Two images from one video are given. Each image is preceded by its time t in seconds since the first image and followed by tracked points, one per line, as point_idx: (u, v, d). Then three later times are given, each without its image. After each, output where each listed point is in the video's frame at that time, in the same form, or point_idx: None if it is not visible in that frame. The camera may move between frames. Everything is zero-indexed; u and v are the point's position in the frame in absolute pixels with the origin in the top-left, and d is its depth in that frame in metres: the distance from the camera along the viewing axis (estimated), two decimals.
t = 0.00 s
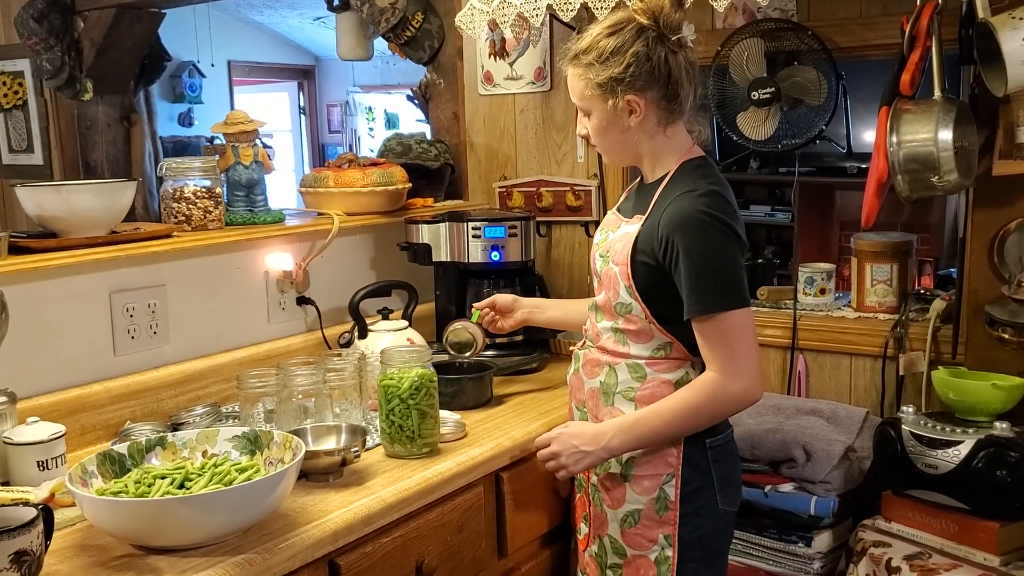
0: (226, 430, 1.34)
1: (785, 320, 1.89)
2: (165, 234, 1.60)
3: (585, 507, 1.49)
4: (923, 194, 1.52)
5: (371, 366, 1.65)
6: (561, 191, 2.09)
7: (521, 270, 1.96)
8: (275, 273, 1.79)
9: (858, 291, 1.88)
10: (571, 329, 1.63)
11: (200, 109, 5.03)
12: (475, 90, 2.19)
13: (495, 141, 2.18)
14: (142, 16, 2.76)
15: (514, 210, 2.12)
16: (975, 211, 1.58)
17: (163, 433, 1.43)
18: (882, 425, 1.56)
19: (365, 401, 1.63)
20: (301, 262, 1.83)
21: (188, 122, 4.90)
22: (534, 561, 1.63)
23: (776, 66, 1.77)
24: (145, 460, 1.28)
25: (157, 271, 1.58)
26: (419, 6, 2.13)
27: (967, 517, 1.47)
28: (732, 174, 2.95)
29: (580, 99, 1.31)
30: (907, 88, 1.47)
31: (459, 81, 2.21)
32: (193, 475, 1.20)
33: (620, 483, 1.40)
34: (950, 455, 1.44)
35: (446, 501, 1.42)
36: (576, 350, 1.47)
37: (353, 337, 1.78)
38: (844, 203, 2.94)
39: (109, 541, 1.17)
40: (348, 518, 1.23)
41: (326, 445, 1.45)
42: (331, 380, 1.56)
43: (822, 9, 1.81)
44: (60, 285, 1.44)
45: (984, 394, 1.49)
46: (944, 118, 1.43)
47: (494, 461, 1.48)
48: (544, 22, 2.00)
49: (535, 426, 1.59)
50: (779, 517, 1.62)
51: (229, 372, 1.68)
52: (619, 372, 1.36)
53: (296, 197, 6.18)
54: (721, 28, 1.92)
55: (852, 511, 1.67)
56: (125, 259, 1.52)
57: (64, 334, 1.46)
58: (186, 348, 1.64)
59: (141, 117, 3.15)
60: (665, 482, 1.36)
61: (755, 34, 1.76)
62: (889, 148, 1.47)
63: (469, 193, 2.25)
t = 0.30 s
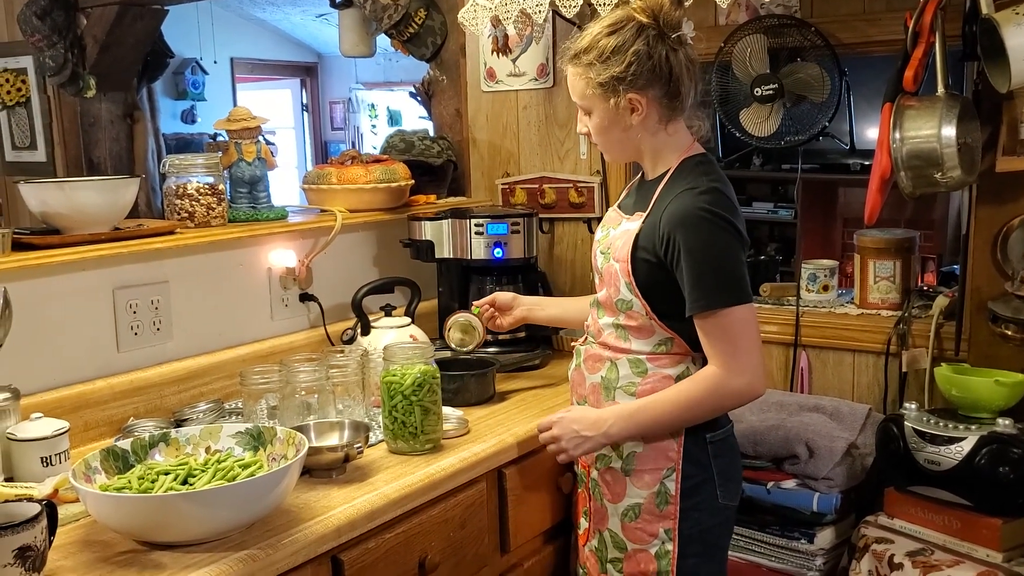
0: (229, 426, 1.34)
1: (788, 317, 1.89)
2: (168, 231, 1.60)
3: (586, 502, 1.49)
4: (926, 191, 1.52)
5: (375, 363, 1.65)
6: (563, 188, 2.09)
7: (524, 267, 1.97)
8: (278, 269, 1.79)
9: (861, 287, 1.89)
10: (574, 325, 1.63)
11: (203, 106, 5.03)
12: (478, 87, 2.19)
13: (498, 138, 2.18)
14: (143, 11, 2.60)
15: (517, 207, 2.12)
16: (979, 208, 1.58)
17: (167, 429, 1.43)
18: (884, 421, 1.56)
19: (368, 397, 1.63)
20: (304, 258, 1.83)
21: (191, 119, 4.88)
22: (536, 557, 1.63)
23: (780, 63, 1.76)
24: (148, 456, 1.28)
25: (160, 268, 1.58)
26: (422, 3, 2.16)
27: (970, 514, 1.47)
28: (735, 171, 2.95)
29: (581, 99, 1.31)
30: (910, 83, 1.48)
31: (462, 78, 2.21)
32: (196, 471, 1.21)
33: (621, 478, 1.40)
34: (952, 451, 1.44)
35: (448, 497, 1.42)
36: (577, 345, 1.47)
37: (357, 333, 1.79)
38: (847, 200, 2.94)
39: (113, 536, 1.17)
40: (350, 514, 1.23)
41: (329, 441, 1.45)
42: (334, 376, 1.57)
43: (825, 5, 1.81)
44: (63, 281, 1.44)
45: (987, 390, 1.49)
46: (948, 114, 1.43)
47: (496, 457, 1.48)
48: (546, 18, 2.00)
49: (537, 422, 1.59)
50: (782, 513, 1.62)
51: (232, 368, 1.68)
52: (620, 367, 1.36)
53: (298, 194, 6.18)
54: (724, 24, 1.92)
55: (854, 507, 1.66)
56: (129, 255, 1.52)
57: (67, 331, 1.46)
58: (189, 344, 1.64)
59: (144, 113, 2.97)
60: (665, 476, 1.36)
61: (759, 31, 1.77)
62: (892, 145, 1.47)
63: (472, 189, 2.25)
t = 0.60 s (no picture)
0: (231, 422, 1.35)
1: (789, 314, 1.89)
2: (169, 228, 1.60)
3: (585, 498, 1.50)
4: (928, 187, 1.52)
5: (375, 359, 1.66)
6: (564, 184, 2.09)
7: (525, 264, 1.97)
8: (279, 266, 1.79)
9: (862, 284, 1.88)
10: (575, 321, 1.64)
11: (204, 103, 5.01)
12: (479, 83, 2.18)
13: (499, 135, 2.18)
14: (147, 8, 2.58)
15: (518, 203, 2.12)
16: (980, 205, 1.58)
17: (168, 425, 1.44)
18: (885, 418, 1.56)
19: (370, 394, 1.63)
20: (305, 255, 1.83)
21: (192, 116, 4.87)
22: (537, 554, 1.63)
23: (781, 59, 1.76)
24: (150, 453, 1.29)
25: (162, 264, 1.58)
26: None
27: (970, 510, 1.47)
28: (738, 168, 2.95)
29: (578, 97, 1.31)
30: (911, 80, 1.48)
31: (463, 75, 2.21)
32: (198, 468, 1.21)
33: (620, 472, 1.41)
34: (954, 448, 1.44)
35: (450, 493, 1.42)
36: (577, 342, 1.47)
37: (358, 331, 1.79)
38: (849, 197, 2.94)
39: (115, 533, 1.17)
40: (351, 510, 1.24)
41: (330, 438, 1.45)
42: (335, 373, 1.57)
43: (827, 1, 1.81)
44: (65, 278, 1.44)
45: (988, 387, 1.49)
46: (949, 110, 1.43)
47: (497, 453, 1.48)
48: (547, 15, 2.00)
49: (539, 418, 1.59)
50: (783, 510, 1.62)
51: (233, 365, 1.68)
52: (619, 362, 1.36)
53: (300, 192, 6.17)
54: (726, 21, 1.92)
55: (856, 504, 1.66)
56: (130, 252, 1.52)
57: (69, 328, 1.46)
58: (191, 341, 1.64)
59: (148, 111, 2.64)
60: (664, 471, 1.37)
61: (761, 27, 1.77)
62: (894, 141, 1.47)
63: (473, 186, 2.25)
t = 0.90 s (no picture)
0: (233, 420, 1.35)
1: (791, 310, 1.88)
2: (171, 227, 1.61)
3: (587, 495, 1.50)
4: (929, 184, 1.52)
5: (378, 356, 1.66)
6: (566, 182, 2.09)
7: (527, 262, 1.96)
8: (281, 264, 1.79)
9: (864, 282, 1.88)
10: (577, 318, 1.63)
11: (206, 101, 5.01)
12: (480, 81, 2.18)
13: (501, 132, 2.18)
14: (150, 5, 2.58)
15: (520, 201, 2.12)
16: (981, 202, 1.58)
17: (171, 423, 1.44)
18: (888, 415, 1.56)
19: (372, 392, 1.64)
20: (307, 253, 1.84)
21: (196, 114, 4.88)
22: (540, 551, 1.63)
23: (782, 56, 1.76)
24: (152, 451, 1.29)
25: (164, 263, 1.58)
26: None
27: (972, 507, 1.47)
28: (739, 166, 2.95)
29: (581, 96, 1.31)
30: (913, 77, 1.48)
31: (465, 73, 2.21)
32: (200, 465, 1.21)
33: (624, 468, 1.41)
34: (956, 445, 1.44)
35: (453, 491, 1.42)
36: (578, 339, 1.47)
37: (359, 328, 1.81)
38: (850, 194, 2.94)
39: (118, 531, 1.17)
40: (355, 508, 1.24)
41: (333, 436, 1.45)
42: (337, 371, 1.57)
43: None
44: (67, 277, 1.45)
45: (989, 383, 1.49)
46: (950, 108, 1.43)
47: (499, 451, 1.48)
48: (548, 12, 1.99)
49: (542, 415, 1.60)
50: (785, 507, 1.62)
51: (236, 363, 1.69)
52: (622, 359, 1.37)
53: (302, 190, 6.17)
54: (727, 18, 1.92)
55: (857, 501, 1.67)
56: (133, 251, 1.52)
57: (71, 327, 1.46)
58: (193, 339, 1.64)
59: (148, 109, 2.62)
60: (668, 466, 1.38)
61: (761, 24, 1.77)
62: (895, 139, 1.47)
63: (475, 184, 2.25)
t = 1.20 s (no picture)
0: (238, 419, 1.35)
1: (794, 309, 1.88)
2: (175, 226, 1.61)
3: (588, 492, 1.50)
4: (932, 182, 1.52)
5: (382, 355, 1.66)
6: (570, 181, 2.09)
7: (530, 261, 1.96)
8: (285, 263, 1.79)
9: (868, 280, 1.88)
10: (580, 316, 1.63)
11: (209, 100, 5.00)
12: (483, 80, 2.19)
13: (504, 131, 2.19)
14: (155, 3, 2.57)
15: (523, 200, 2.12)
16: (985, 200, 1.58)
17: (176, 422, 1.44)
18: (891, 413, 1.56)
19: (376, 390, 1.64)
20: (311, 252, 1.84)
21: (196, 114, 4.91)
22: (543, 550, 1.63)
23: (786, 55, 1.77)
24: (158, 449, 1.29)
25: (169, 262, 1.59)
26: None
27: (977, 505, 1.47)
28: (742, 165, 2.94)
29: (583, 92, 1.31)
30: (916, 75, 1.48)
31: (468, 72, 2.21)
32: (205, 464, 1.21)
33: (622, 466, 1.41)
34: (960, 443, 1.44)
35: (456, 489, 1.42)
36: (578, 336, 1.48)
37: (363, 327, 1.82)
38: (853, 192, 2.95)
39: (123, 530, 1.18)
40: (359, 506, 1.24)
41: (337, 434, 1.46)
42: (341, 369, 1.57)
43: None
44: (72, 276, 1.45)
45: (993, 381, 1.49)
46: (954, 106, 1.43)
47: (503, 449, 1.48)
48: (551, 11, 2.00)
49: (545, 414, 1.60)
50: (789, 505, 1.63)
51: (240, 362, 1.69)
52: (621, 356, 1.38)
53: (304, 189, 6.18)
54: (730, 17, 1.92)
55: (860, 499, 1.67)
56: (137, 250, 1.53)
57: (76, 325, 1.47)
58: (197, 338, 1.64)
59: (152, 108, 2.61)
60: (666, 463, 1.38)
61: (764, 23, 1.76)
62: (899, 137, 1.47)
63: (478, 183, 2.25)
